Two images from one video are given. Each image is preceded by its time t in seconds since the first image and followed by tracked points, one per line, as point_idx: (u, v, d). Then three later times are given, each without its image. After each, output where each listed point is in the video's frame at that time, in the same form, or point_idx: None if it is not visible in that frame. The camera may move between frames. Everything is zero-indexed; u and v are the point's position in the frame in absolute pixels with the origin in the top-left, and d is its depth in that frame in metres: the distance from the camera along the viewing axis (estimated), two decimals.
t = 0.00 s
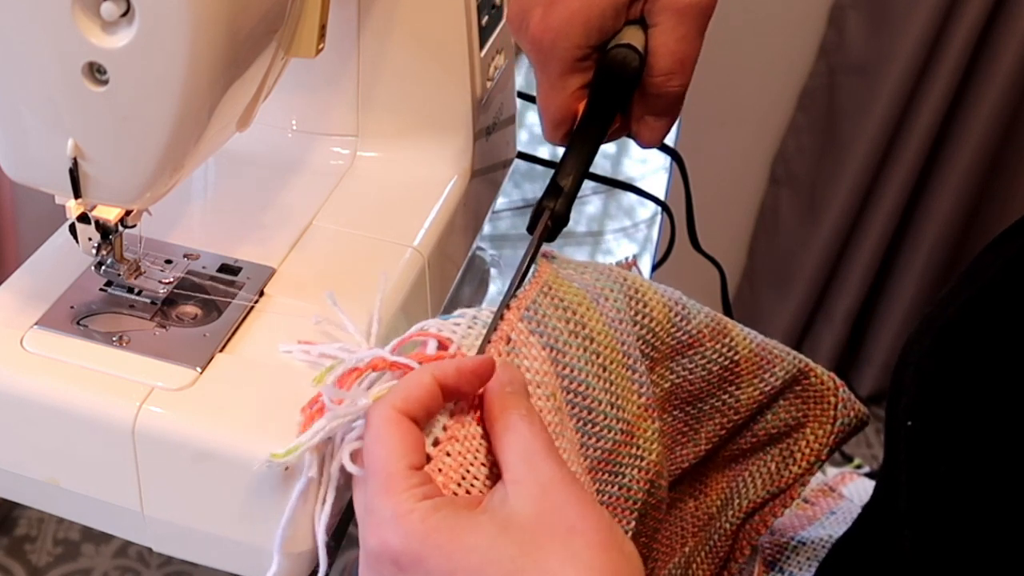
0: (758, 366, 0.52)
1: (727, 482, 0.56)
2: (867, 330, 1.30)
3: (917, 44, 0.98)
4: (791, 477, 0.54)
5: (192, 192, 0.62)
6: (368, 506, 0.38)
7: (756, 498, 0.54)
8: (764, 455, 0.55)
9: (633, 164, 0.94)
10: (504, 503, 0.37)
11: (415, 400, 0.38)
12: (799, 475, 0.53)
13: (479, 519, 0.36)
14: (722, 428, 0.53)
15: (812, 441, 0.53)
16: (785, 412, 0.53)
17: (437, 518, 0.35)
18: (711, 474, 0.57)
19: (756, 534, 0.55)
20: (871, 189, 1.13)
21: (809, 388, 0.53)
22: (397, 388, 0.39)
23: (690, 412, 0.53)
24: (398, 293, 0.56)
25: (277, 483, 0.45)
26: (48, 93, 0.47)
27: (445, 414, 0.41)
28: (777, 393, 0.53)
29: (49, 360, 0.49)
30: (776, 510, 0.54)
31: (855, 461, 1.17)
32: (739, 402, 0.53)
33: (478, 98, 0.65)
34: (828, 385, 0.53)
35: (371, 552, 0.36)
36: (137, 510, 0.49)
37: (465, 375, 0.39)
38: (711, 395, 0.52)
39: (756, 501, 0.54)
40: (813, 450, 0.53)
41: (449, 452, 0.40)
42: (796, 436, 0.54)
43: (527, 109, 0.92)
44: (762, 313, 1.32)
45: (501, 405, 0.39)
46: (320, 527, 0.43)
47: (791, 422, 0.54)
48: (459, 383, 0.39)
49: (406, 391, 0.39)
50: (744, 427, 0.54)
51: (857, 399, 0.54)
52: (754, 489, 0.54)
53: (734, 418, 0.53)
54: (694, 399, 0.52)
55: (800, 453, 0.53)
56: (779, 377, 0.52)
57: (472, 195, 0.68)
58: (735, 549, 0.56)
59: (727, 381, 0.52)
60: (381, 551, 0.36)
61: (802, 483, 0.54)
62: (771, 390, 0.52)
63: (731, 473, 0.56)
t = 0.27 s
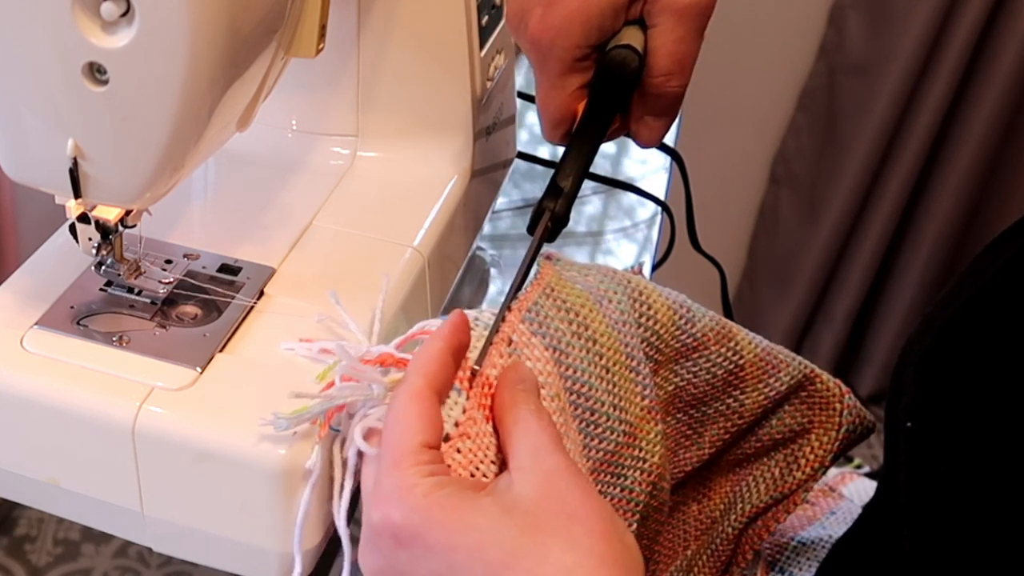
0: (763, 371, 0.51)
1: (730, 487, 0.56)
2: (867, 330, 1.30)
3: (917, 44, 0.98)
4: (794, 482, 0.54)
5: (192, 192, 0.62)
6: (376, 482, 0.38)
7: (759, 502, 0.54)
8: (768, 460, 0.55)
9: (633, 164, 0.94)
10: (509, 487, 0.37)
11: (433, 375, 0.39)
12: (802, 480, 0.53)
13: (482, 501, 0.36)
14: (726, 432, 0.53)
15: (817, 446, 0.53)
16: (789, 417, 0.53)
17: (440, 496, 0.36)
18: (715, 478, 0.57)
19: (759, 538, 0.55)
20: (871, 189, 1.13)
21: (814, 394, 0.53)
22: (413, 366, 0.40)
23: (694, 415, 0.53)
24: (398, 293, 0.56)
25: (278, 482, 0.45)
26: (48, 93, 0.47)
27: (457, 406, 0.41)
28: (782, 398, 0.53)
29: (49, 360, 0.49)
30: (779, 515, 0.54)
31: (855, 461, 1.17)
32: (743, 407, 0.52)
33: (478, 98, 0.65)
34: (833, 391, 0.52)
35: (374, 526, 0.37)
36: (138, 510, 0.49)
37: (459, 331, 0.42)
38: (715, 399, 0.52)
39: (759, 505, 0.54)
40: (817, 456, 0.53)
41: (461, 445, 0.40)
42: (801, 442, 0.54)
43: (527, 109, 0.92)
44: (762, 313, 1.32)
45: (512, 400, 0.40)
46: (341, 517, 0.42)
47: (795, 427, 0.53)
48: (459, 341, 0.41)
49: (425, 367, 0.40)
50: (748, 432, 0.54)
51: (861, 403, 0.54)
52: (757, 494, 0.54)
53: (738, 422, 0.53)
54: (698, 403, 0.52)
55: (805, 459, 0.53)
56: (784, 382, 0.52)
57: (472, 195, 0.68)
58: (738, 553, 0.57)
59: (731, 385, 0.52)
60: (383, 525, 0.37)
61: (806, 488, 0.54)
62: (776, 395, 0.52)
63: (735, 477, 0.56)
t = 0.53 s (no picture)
0: (766, 371, 0.51)
1: (732, 488, 0.56)
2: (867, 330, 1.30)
3: (917, 45, 0.98)
4: (796, 484, 0.54)
5: (192, 192, 0.62)
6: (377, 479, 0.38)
7: (761, 503, 0.55)
8: (771, 462, 0.55)
9: (633, 164, 0.94)
10: (512, 481, 0.37)
11: (433, 371, 0.40)
12: (805, 482, 0.54)
13: (484, 495, 0.36)
14: (729, 432, 0.53)
15: (820, 447, 0.53)
16: (793, 418, 0.53)
17: (441, 490, 0.36)
18: (717, 479, 0.57)
19: (760, 540, 0.56)
20: (871, 189, 1.13)
21: (818, 396, 0.53)
22: (412, 364, 0.40)
23: (696, 415, 0.53)
24: (399, 293, 0.56)
25: (278, 482, 0.45)
26: (48, 94, 0.47)
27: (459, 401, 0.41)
28: (786, 398, 0.53)
29: (49, 360, 0.49)
30: (781, 516, 0.55)
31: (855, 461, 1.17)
32: (746, 407, 0.52)
33: (478, 98, 0.65)
34: (837, 393, 0.52)
35: (375, 523, 0.37)
36: (138, 509, 0.49)
37: (452, 326, 0.42)
38: (718, 398, 0.52)
39: (761, 507, 0.55)
40: (819, 458, 0.53)
41: (464, 441, 0.40)
42: (804, 444, 0.54)
43: (527, 110, 0.92)
44: (762, 313, 1.32)
45: (515, 396, 0.40)
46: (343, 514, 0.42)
47: (799, 429, 0.53)
48: (455, 335, 0.42)
49: (424, 364, 0.40)
50: (751, 432, 0.54)
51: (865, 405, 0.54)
52: (759, 495, 0.55)
53: (741, 422, 0.53)
54: (701, 402, 0.52)
55: (808, 460, 0.53)
56: (788, 382, 0.52)
57: (472, 195, 0.68)
58: (739, 555, 0.57)
59: (735, 385, 0.52)
60: (385, 522, 0.37)
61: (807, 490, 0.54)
62: (779, 396, 0.52)
63: (738, 478, 0.56)
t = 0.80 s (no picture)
0: (765, 371, 0.51)
1: (733, 489, 0.56)
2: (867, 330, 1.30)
3: (917, 45, 0.98)
4: (797, 486, 0.54)
5: (192, 192, 0.62)
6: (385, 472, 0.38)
7: (761, 505, 0.54)
8: (772, 463, 0.55)
9: (633, 164, 0.94)
10: (521, 476, 0.37)
11: (439, 366, 0.40)
12: (806, 484, 0.54)
13: (494, 489, 0.36)
14: (728, 433, 0.53)
15: (819, 449, 0.53)
16: (793, 420, 0.53)
17: (452, 483, 0.36)
18: (718, 480, 0.57)
19: (761, 541, 0.56)
20: (871, 189, 1.13)
21: (817, 397, 0.53)
22: (418, 359, 0.40)
23: (696, 415, 0.53)
24: (399, 293, 0.56)
25: (278, 482, 0.45)
26: (48, 93, 0.47)
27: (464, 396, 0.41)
28: (785, 399, 0.53)
29: (49, 360, 0.49)
30: (781, 518, 0.55)
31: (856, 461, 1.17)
32: (746, 407, 0.52)
33: (478, 98, 0.65)
34: (837, 395, 0.53)
35: (384, 517, 0.37)
36: (138, 509, 0.49)
37: (458, 323, 0.42)
38: (717, 399, 0.52)
39: (761, 508, 0.54)
40: (818, 459, 0.53)
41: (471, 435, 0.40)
42: (805, 446, 0.54)
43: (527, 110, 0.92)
44: (762, 313, 1.32)
45: (523, 393, 0.40)
46: (347, 513, 0.42)
47: (799, 431, 0.53)
48: (461, 331, 0.41)
49: (430, 359, 0.40)
50: (751, 433, 0.54)
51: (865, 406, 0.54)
52: (759, 497, 0.54)
53: (740, 423, 0.53)
54: (700, 403, 0.52)
55: (807, 462, 0.54)
56: (787, 384, 0.52)
57: (472, 195, 0.68)
58: (739, 557, 0.57)
59: (734, 386, 0.52)
60: (394, 515, 0.36)
61: (807, 492, 0.54)
62: (778, 396, 0.52)
63: (738, 480, 0.56)
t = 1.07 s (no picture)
0: (769, 376, 0.52)
1: (736, 492, 0.56)
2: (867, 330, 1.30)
3: (917, 44, 0.98)
4: (799, 490, 0.54)
5: (192, 192, 0.62)
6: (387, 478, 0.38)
7: (763, 509, 0.55)
8: (775, 467, 0.55)
9: (633, 164, 0.94)
10: (522, 480, 0.37)
11: (436, 371, 0.40)
12: (807, 489, 0.54)
13: (496, 494, 0.36)
14: (731, 437, 0.53)
15: (821, 454, 0.53)
16: (797, 425, 0.53)
17: (454, 489, 0.36)
18: (721, 483, 0.57)
19: (762, 547, 0.56)
20: (871, 189, 1.13)
21: (822, 403, 0.53)
22: (416, 365, 0.40)
23: (699, 419, 0.53)
24: (399, 293, 0.56)
25: (278, 482, 0.45)
26: (48, 93, 0.47)
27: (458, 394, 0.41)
28: (789, 404, 0.53)
29: (50, 360, 0.49)
30: (783, 523, 0.55)
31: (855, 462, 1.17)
32: (749, 412, 0.52)
33: (478, 98, 0.65)
34: (842, 401, 0.53)
35: (387, 523, 0.37)
36: (138, 510, 0.49)
37: (455, 328, 0.42)
38: (720, 402, 0.52)
39: (763, 513, 0.54)
40: (822, 466, 0.53)
41: (470, 438, 0.40)
42: (808, 451, 0.54)
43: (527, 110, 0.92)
44: (762, 312, 1.32)
45: (520, 395, 0.40)
46: (346, 518, 0.41)
47: (803, 436, 0.54)
48: (457, 336, 0.42)
49: (427, 363, 0.40)
50: (755, 437, 0.54)
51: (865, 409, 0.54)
52: (762, 501, 0.55)
53: (743, 427, 0.53)
54: (703, 407, 0.52)
55: (810, 467, 0.54)
56: (791, 388, 0.52)
57: (473, 195, 0.68)
58: (741, 560, 0.57)
59: (738, 390, 0.52)
60: (397, 521, 0.37)
61: (810, 497, 0.55)
62: (783, 401, 0.52)
63: (741, 483, 0.56)
